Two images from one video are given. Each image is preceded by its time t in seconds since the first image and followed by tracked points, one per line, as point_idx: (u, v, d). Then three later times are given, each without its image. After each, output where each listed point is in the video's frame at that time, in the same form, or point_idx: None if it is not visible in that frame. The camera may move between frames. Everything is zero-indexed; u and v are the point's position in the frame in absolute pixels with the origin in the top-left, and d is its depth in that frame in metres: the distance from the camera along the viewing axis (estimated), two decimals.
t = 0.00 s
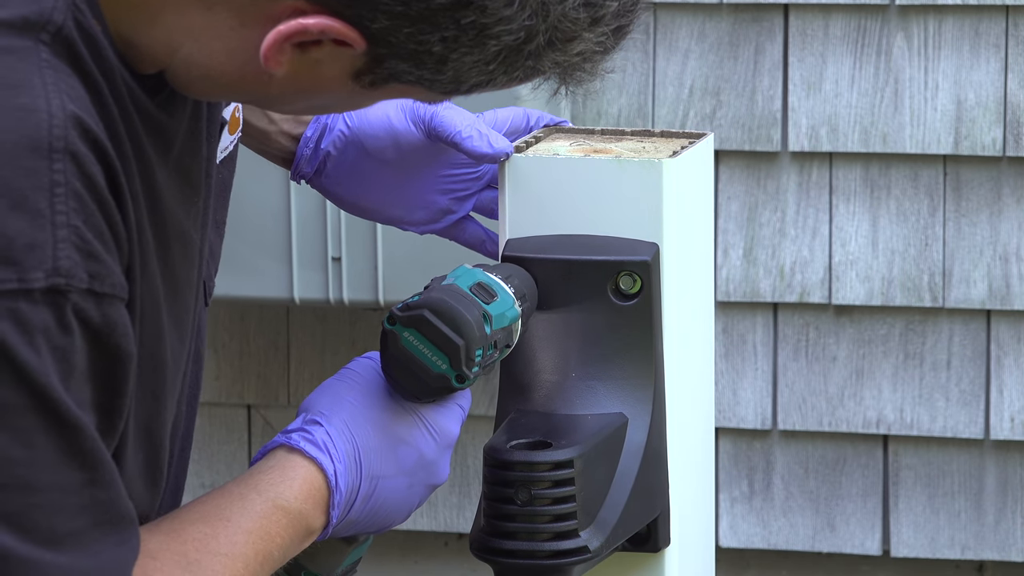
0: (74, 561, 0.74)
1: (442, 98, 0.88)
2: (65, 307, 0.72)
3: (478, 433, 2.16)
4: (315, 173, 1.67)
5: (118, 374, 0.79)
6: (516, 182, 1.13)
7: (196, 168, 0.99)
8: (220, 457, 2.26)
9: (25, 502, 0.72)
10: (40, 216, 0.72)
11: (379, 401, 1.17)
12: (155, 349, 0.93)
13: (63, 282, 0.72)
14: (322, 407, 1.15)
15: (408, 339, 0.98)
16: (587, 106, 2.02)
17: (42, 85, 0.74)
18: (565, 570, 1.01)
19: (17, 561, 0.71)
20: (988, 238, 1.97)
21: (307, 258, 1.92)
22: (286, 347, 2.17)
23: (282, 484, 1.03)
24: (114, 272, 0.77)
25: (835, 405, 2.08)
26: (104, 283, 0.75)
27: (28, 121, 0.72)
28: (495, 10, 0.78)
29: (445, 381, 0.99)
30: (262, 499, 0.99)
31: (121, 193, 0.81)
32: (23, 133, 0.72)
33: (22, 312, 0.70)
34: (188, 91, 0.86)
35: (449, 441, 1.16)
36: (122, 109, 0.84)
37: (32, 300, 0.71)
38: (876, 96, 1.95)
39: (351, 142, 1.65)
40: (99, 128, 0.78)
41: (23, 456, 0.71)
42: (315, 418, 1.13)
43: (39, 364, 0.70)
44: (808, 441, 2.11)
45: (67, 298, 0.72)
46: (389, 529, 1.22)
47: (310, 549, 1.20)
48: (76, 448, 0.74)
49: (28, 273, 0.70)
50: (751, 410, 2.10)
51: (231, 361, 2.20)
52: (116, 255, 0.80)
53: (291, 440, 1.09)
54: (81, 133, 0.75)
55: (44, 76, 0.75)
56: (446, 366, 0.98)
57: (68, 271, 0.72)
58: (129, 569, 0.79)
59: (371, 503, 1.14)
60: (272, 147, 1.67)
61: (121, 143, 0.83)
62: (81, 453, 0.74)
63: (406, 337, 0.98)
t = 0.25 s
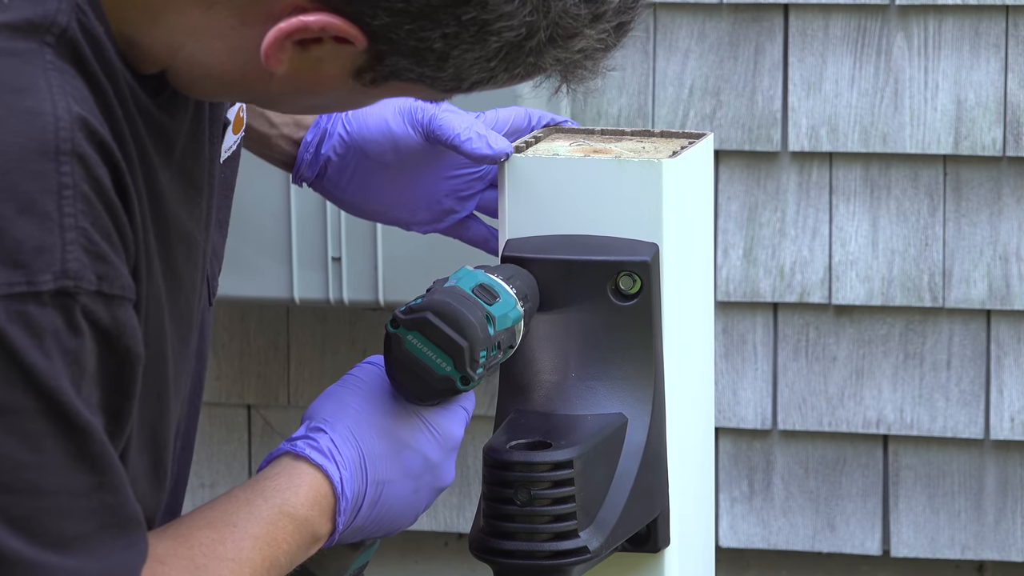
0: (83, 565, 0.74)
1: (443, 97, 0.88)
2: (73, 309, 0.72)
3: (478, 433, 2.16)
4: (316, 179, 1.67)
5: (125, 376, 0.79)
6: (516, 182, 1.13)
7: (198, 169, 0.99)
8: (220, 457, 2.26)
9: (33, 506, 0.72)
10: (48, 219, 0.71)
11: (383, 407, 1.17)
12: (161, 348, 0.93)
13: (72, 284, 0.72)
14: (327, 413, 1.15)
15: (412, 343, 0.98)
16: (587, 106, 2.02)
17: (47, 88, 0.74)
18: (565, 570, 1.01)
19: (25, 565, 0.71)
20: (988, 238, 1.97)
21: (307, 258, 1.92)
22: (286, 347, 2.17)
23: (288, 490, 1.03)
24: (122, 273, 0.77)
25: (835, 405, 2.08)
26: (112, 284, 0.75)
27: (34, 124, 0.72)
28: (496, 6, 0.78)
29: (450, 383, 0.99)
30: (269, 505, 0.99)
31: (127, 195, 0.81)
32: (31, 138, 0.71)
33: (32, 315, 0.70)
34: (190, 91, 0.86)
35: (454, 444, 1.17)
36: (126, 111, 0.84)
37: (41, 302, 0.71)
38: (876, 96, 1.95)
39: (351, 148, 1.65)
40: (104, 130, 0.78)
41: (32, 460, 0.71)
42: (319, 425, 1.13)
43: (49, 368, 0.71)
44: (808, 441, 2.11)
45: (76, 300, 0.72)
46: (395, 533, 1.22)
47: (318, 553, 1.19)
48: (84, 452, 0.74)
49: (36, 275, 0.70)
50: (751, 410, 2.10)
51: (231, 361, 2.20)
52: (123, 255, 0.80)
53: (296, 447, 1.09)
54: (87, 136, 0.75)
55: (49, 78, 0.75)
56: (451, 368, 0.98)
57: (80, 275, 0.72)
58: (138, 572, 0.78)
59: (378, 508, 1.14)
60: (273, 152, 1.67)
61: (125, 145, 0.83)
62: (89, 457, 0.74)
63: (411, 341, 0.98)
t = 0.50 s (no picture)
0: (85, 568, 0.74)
1: (450, 93, 0.88)
2: (81, 310, 0.72)
3: (478, 433, 2.16)
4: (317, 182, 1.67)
5: (130, 377, 0.79)
6: (515, 182, 1.14)
7: (205, 168, 0.99)
8: (220, 457, 2.26)
9: (36, 512, 0.72)
10: (55, 220, 0.71)
11: (378, 409, 1.16)
12: (165, 347, 0.93)
13: (79, 285, 0.72)
14: (321, 416, 1.15)
15: (407, 343, 0.98)
16: (587, 106, 2.02)
17: (54, 88, 0.74)
18: (565, 570, 1.01)
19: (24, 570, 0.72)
20: (988, 238, 1.97)
21: (308, 258, 1.92)
22: (286, 347, 2.17)
23: (283, 495, 1.03)
24: (129, 275, 0.77)
25: (836, 405, 2.08)
26: (120, 287, 0.75)
27: (42, 125, 0.72)
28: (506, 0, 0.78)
29: (445, 384, 0.99)
30: (263, 510, 0.99)
31: (133, 196, 0.81)
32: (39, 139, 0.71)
33: (39, 316, 0.70)
34: (196, 90, 0.86)
35: (448, 447, 1.16)
36: (132, 111, 0.84)
37: (48, 303, 0.71)
38: (876, 96, 1.95)
39: (351, 151, 1.65)
40: (111, 130, 0.78)
41: (35, 466, 0.71)
42: (313, 429, 1.13)
43: (55, 370, 0.71)
44: (808, 441, 2.11)
45: (83, 301, 0.72)
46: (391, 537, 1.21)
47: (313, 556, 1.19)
48: (87, 459, 0.74)
49: (43, 276, 0.70)
50: (751, 410, 2.10)
51: (231, 361, 2.20)
52: (130, 256, 0.80)
53: (290, 451, 1.09)
54: (94, 136, 0.75)
55: (57, 79, 0.75)
56: (446, 368, 0.98)
57: (87, 277, 0.72)
58: None
59: (373, 512, 1.14)
60: (274, 156, 1.68)
61: (132, 146, 0.83)
62: (92, 464, 0.74)
63: (405, 341, 0.98)
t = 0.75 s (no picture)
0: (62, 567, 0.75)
1: (447, 102, 0.88)
2: (59, 310, 0.72)
3: (478, 433, 2.16)
4: (315, 182, 1.67)
5: (108, 384, 0.78)
6: (516, 182, 1.14)
7: (200, 176, 0.99)
8: (220, 457, 2.26)
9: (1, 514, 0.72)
10: (35, 217, 0.72)
11: (363, 421, 1.16)
12: (151, 356, 0.93)
13: (57, 283, 0.72)
14: (306, 428, 1.15)
15: (395, 357, 0.98)
16: (587, 106, 2.02)
17: (43, 85, 0.74)
18: (565, 570, 1.01)
19: None
20: (988, 238, 1.97)
21: (307, 258, 1.92)
22: (286, 347, 2.17)
23: (261, 505, 1.04)
24: (109, 278, 0.77)
25: (836, 405, 2.08)
26: (99, 289, 0.75)
27: (27, 121, 0.72)
28: (507, 11, 0.78)
29: (432, 400, 0.99)
30: (238, 521, 1.00)
31: (119, 198, 0.81)
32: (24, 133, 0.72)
33: (16, 314, 0.70)
34: (194, 95, 0.86)
35: (434, 461, 1.17)
36: (126, 112, 0.84)
37: (25, 300, 0.70)
38: (876, 96, 1.95)
39: (351, 151, 1.65)
40: (99, 130, 0.78)
41: (3, 469, 0.71)
42: (297, 440, 1.13)
43: (31, 370, 0.70)
44: (808, 441, 2.11)
45: (61, 300, 0.72)
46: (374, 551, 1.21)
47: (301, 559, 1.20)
48: (56, 466, 0.73)
49: (20, 272, 0.70)
50: (751, 410, 2.10)
51: (231, 361, 2.20)
52: (112, 260, 0.79)
53: (272, 462, 1.09)
54: (81, 135, 0.75)
55: (46, 76, 0.75)
56: (433, 384, 0.98)
57: (68, 276, 0.72)
58: None
59: (355, 525, 1.13)
60: (273, 157, 1.68)
61: (122, 147, 0.83)
62: (62, 471, 0.74)
63: (393, 355, 0.98)
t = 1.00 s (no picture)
0: None
1: (440, 111, 0.88)
2: (52, 319, 0.72)
3: (478, 433, 2.17)
4: (315, 180, 1.68)
5: (106, 391, 0.79)
6: (515, 182, 1.14)
7: (197, 181, 0.99)
8: (220, 457, 2.26)
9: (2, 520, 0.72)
10: (29, 228, 0.71)
11: (366, 414, 1.17)
12: (149, 363, 0.93)
13: (50, 294, 0.72)
14: (308, 423, 1.16)
15: (391, 351, 0.98)
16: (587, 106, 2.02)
17: (37, 95, 0.74)
18: (565, 570, 1.01)
19: None
20: (988, 238, 1.97)
21: (307, 259, 1.92)
22: (286, 347, 2.18)
23: (264, 504, 1.04)
24: (104, 288, 0.76)
25: (835, 405, 2.08)
26: (93, 298, 0.75)
27: (22, 131, 0.72)
28: (496, 20, 0.78)
29: (430, 391, 1.00)
30: (242, 520, 1.00)
31: (114, 207, 0.81)
32: (17, 143, 0.72)
33: (9, 325, 0.70)
34: (188, 100, 0.86)
35: (435, 454, 1.16)
36: (121, 119, 0.84)
37: (18, 311, 0.70)
38: (876, 96, 1.95)
39: (349, 149, 1.65)
40: (94, 141, 0.78)
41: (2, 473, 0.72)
42: (299, 436, 1.13)
43: (24, 380, 0.70)
44: (808, 441, 2.11)
45: (54, 310, 0.72)
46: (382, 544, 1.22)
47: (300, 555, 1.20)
48: (55, 469, 0.74)
49: (14, 283, 0.70)
50: (751, 410, 2.10)
51: (231, 361, 2.20)
52: (108, 271, 0.79)
53: (274, 459, 1.10)
54: (75, 145, 0.75)
55: (40, 86, 0.75)
56: (431, 375, 0.98)
57: (59, 284, 0.72)
58: None
59: (359, 519, 1.14)
60: (272, 155, 1.69)
61: (118, 157, 0.83)
62: (60, 475, 0.74)
63: (390, 349, 0.98)
